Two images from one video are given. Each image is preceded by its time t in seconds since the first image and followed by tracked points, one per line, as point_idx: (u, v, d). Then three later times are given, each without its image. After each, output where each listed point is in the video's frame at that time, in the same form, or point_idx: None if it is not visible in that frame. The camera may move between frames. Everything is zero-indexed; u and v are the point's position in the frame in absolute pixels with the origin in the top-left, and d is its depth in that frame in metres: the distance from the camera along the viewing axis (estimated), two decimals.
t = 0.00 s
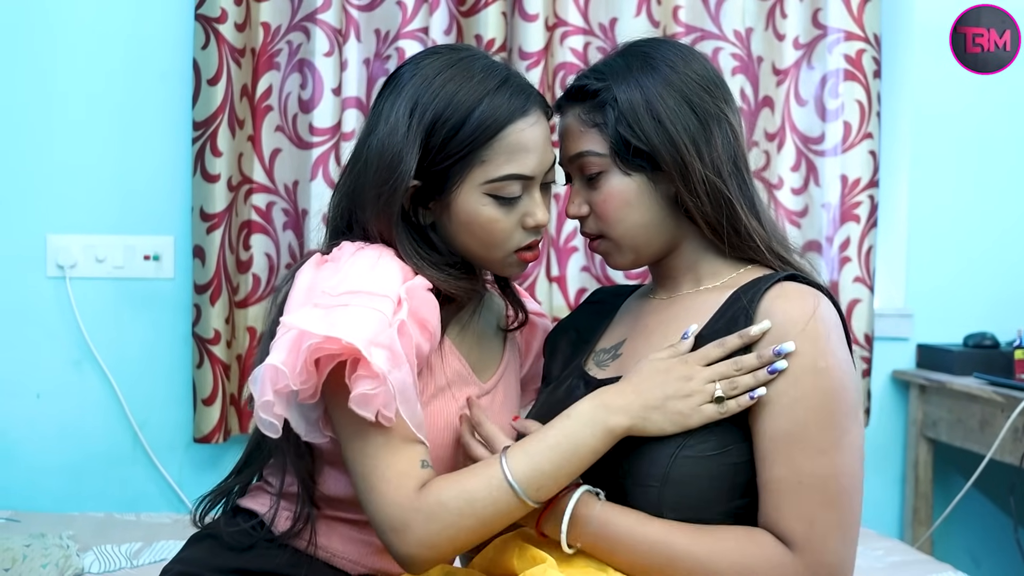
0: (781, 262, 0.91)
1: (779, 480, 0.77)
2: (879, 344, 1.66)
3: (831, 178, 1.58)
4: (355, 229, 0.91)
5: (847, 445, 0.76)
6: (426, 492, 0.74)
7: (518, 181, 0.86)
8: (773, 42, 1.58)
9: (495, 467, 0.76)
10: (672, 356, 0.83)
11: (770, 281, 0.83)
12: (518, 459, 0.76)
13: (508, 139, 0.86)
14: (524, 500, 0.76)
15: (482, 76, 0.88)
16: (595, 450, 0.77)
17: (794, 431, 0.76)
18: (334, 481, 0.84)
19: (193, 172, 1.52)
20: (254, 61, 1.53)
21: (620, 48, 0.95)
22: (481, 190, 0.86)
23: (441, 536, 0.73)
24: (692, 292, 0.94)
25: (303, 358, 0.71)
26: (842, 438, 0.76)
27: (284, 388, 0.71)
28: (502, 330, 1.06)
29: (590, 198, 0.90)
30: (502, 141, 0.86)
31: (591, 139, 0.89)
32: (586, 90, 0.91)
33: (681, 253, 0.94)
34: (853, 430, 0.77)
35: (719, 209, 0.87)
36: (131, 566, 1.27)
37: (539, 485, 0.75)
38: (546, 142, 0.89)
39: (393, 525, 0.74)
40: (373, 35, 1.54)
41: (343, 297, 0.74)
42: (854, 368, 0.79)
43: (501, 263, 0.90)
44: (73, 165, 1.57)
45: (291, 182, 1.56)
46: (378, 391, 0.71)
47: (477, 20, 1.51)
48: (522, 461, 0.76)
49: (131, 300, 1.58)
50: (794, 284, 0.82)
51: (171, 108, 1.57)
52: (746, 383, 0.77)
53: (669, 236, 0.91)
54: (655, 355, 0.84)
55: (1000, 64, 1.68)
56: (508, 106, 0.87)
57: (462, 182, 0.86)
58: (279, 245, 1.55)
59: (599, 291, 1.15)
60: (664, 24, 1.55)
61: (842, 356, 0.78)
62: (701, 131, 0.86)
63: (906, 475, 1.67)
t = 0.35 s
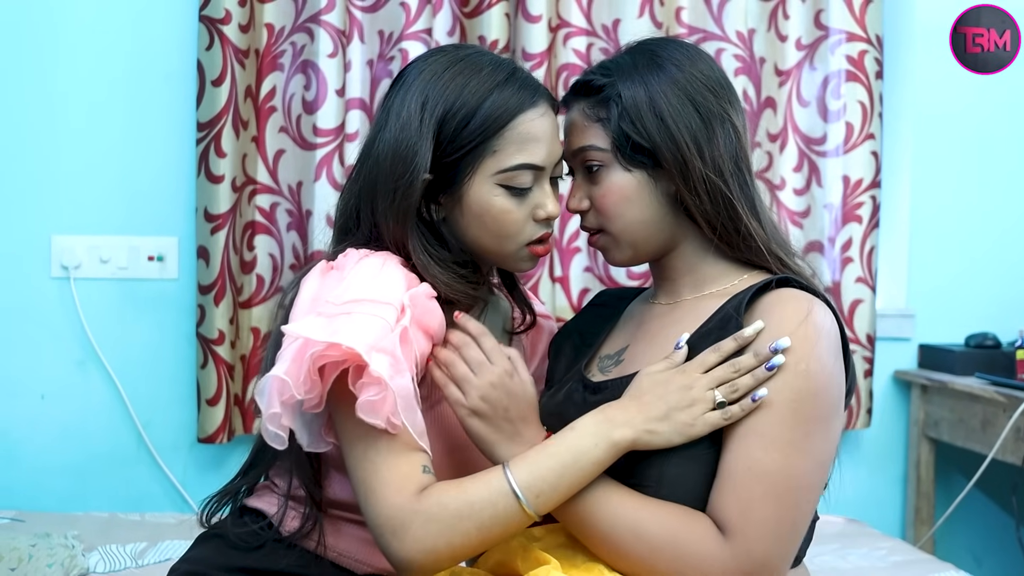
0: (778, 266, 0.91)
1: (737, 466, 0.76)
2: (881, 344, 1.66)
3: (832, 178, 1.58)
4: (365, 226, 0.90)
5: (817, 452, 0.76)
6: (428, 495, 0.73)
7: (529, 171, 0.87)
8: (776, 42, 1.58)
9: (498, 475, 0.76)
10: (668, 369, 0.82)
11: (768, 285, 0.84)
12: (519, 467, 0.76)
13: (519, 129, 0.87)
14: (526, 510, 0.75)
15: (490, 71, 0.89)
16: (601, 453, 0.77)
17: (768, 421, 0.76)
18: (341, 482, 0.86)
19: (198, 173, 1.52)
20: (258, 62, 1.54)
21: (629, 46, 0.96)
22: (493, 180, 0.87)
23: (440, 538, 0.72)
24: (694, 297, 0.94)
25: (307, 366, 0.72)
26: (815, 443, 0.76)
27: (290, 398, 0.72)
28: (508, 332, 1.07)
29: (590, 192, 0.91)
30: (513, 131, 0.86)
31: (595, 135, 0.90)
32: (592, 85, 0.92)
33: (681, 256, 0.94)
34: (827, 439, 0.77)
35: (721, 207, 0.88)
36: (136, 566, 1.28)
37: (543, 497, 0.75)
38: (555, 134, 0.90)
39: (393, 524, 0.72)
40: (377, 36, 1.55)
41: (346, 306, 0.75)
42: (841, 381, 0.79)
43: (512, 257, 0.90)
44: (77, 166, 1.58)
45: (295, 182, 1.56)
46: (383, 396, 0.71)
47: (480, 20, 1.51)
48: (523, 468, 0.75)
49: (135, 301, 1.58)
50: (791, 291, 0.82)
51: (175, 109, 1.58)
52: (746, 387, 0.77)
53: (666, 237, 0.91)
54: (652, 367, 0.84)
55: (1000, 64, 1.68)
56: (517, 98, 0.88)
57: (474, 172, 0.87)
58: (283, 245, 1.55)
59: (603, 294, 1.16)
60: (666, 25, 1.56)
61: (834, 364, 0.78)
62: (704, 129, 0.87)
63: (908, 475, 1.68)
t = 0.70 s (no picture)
0: (780, 271, 0.92)
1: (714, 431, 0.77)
2: (882, 345, 1.67)
3: (833, 180, 1.58)
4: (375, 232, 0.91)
5: (793, 446, 0.77)
6: (475, 485, 0.73)
7: (538, 168, 0.88)
8: (777, 45, 1.59)
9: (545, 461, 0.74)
10: (698, 339, 0.82)
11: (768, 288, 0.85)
12: (568, 451, 0.74)
13: (525, 128, 0.87)
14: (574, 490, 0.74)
15: (492, 72, 0.89)
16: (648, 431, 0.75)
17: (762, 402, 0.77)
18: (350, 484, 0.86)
19: (201, 175, 1.53)
20: (261, 64, 1.54)
21: (645, 45, 0.96)
22: (503, 180, 0.88)
23: (491, 527, 0.71)
24: (696, 301, 0.95)
25: (334, 374, 0.71)
26: (794, 437, 0.77)
27: (318, 406, 0.72)
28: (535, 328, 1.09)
29: (597, 189, 0.92)
30: (519, 130, 0.87)
31: (605, 133, 0.91)
32: (604, 83, 0.92)
33: (685, 259, 0.95)
34: (806, 438, 0.78)
35: (728, 211, 0.88)
36: (141, 566, 1.28)
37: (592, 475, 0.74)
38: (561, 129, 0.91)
39: (442, 519, 0.71)
40: (380, 39, 1.56)
41: (369, 312, 0.74)
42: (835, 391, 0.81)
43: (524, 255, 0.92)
44: (81, 167, 1.58)
45: (298, 184, 1.57)
46: (415, 399, 0.71)
47: (483, 23, 1.51)
48: (570, 452, 0.74)
49: (140, 302, 1.59)
50: (793, 291, 0.83)
51: (179, 111, 1.58)
52: (786, 350, 0.77)
53: (669, 238, 0.93)
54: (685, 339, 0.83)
55: (1001, 64, 1.69)
56: (521, 99, 0.88)
57: (483, 172, 0.87)
58: (286, 246, 1.56)
59: (607, 295, 1.16)
60: (668, 28, 1.57)
61: (834, 372, 0.80)
62: (714, 134, 0.87)
63: (908, 476, 1.68)
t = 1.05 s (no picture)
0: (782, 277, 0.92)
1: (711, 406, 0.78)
2: (881, 346, 1.68)
3: (832, 182, 1.59)
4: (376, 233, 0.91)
5: (781, 439, 0.77)
6: (510, 453, 0.70)
7: (539, 161, 0.88)
8: (777, 48, 1.60)
9: (584, 428, 0.73)
10: (715, 319, 0.83)
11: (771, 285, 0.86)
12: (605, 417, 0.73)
13: (522, 124, 0.88)
14: (617, 460, 0.72)
15: (485, 72, 0.90)
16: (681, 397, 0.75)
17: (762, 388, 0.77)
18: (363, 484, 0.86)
19: (202, 177, 1.53)
20: (262, 66, 1.55)
21: (651, 49, 0.96)
22: (504, 175, 0.88)
23: (528, 493, 0.68)
24: (698, 299, 0.95)
25: (360, 363, 0.69)
26: (784, 430, 0.78)
27: (343, 400, 0.69)
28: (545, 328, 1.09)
29: (602, 192, 0.93)
30: (516, 125, 0.87)
31: (610, 138, 0.91)
32: (612, 87, 0.92)
33: (688, 263, 0.96)
34: (795, 434, 0.78)
35: (732, 217, 0.89)
36: (143, 567, 1.29)
37: (632, 443, 0.73)
38: (558, 121, 0.91)
39: (474, 489, 0.68)
40: (381, 41, 1.56)
41: (389, 304, 0.73)
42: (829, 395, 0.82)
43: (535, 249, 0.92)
44: (82, 169, 1.59)
45: (299, 186, 1.57)
46: (445, 381, 0.69)
47: (484, 26, 1.51)
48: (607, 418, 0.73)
49: (141, 303, 1.59)
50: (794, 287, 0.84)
51: (180, 113, 1.59)
52: (812, 324, 0.79)
53: (673, 241, 0.94)
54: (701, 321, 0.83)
55: (1000, 65, 1.69)
56: (514, 96, 0.88)
57: (484, 169, 0.88)
58: (287, 248, 1.56)
59: (608, 296, 1.17)
60: (668, 30, 1.57)
61: (830, 373, 0.81)
62: (720, 139, 0.87)
63: (907, 477, 1.69)
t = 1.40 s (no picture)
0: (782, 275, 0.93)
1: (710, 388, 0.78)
2: (880, 346, 1.68)
3: (831, 182, 1.59)
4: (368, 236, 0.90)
5: (775, 424, 0.77)
6: (554, 413, 0.68)
7: (522, 138, 0.87)
8: (775, 48, 1.60)
9: (629, 381, 0.71)
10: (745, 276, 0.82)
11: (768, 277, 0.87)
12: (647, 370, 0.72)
13: (501, 106, 0.87)
14: (664, 414, 0.70)
15: (463, 66, 0.91)
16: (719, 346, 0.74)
17: (758, 374, 0.77)
18: (367, 482, 0.82)
19: (202, 176, 1.53)
20: (261, 65, 1.55)
21: (647, 51, 0.96)
22: (488, 155, 0.86)
23: (580, 448, 0.66)
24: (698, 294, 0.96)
25: (397, 348, 0.65)
26: (778, 416, 0.77)
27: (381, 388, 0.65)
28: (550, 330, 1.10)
29: (604, 197, 0.92)
30: (496, 107, 0.87)
31: (610, 142, 0.91)
32: (611, 91, 0.92)
33: (691, 263, 0.96)
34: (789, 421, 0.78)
35: (734, 216, 0.89)
36: (144, 567, 1.29)
37: (675, 396, 0.71)
38: (538, 101, 0.91)
39: (524, 450, 0.66)
40: (380, 41, 1.56)
41: (416, 290, 0.69)
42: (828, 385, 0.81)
43: (535, 232, 0.90)
44: (82, 169, 1.59)
45: (298, 186, 1.57)
46: (483, 359, 0.66)
47: (483, 26, 1.52)
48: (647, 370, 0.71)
49: (140, 303, 1.59)
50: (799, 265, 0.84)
51: (180, 113, 1.59)
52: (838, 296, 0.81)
53: (676, 239, 0.93)
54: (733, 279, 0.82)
55: (1000, 65, 1.70)
56: (490, 82, 0.88)
57: (470, 153, 0.87)
58: (286, 248, 1.56)
59: (607, 295, 1.17)
60: (667, 30, 1.58)
61: (830, 364, 0.80)
62: (720, 142, 0.88)
63: (906, 476, 1.69)
